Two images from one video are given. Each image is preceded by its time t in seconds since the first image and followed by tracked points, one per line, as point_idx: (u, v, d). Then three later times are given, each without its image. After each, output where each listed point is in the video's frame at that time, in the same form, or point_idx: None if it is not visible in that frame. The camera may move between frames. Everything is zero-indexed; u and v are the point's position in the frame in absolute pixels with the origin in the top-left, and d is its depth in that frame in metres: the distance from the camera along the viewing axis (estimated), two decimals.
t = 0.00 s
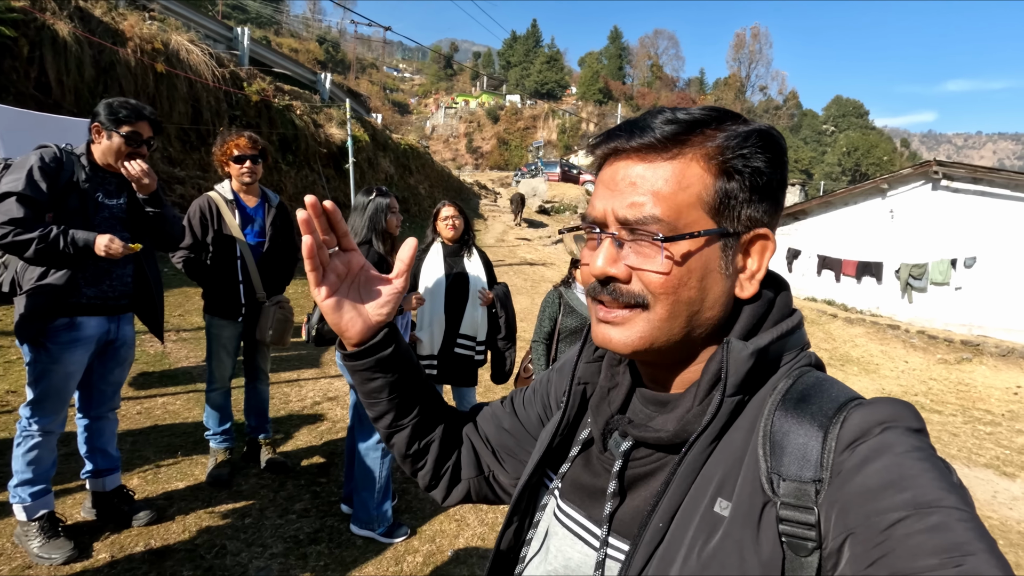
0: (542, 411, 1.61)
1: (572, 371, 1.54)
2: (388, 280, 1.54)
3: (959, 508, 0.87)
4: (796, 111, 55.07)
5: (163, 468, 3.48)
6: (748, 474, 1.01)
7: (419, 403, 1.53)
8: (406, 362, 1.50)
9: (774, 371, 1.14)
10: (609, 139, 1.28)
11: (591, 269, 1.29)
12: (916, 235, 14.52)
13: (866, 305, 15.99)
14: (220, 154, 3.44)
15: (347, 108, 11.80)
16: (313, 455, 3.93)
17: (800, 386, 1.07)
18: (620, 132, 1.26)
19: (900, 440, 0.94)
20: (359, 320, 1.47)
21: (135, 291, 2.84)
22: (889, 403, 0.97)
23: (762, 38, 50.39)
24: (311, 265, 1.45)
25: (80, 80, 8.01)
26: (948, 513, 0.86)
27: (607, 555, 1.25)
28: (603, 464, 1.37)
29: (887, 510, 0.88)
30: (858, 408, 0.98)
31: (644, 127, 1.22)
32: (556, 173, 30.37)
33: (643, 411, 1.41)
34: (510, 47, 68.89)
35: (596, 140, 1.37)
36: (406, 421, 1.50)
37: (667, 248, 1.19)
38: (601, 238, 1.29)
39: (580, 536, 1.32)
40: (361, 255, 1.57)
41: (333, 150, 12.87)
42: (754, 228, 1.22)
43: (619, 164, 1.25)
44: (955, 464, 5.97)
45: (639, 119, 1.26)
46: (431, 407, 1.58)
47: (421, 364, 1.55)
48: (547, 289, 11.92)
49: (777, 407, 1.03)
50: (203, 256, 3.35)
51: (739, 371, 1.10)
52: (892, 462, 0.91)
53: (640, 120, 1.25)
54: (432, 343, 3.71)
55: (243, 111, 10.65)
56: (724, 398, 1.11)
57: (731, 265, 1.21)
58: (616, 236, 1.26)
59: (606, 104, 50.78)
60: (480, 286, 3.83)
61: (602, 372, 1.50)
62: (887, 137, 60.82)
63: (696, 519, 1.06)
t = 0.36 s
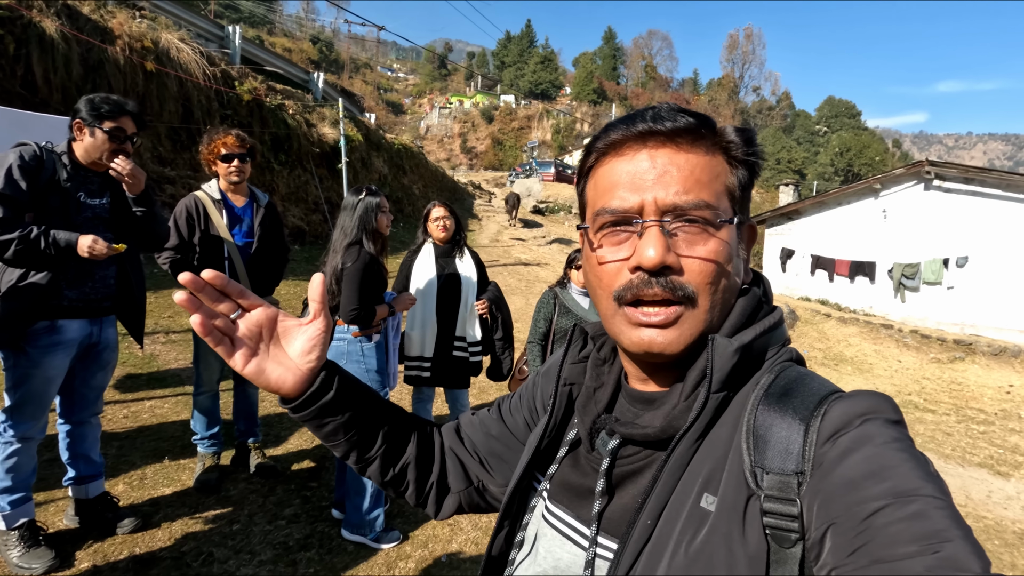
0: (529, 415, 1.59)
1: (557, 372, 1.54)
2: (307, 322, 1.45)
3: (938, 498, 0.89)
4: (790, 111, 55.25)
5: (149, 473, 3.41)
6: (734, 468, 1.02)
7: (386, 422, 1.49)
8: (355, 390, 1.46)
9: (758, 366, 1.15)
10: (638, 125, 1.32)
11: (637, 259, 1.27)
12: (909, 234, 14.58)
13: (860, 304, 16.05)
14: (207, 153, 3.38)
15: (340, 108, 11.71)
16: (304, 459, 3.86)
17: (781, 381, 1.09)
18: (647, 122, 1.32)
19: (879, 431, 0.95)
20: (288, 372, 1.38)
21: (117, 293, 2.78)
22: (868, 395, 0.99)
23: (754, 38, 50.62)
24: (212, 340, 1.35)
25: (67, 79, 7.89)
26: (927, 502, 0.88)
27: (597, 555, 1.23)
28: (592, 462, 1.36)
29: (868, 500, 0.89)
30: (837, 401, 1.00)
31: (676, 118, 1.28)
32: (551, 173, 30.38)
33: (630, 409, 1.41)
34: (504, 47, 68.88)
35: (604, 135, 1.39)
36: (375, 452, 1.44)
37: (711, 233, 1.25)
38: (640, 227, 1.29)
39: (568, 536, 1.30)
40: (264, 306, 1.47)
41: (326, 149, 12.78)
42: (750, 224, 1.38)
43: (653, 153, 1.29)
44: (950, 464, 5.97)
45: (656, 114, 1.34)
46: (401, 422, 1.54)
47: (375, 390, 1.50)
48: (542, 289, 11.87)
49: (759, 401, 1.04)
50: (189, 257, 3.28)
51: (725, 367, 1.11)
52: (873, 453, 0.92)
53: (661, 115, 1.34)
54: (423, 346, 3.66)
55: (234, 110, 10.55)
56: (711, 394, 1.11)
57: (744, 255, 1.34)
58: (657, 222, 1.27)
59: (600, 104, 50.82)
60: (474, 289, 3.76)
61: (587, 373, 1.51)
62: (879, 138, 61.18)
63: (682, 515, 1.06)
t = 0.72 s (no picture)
0: (519, 418, 1.51)
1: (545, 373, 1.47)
2: (404, 311, 1.39)
3: (925, 492, 0.88)
4: (784, 112, 55.43)
5: (133, 482, 3.31)
6: (722, 467, 1.00)
7: (415, 419, 1.43)
8: (409, 383, 1.41)
9: (745, 365, 1.13)
10: (605, 142, 1.26)
11: (619, 280, 1.20)
12: (903, 234, 14.60)
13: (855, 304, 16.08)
14: (192, 152, 3.29)
15: (333, 107, 11.60)
16: (294, 465, 3.77)
17: (768, 380, 1.07)
18: (613, 137, 1.26)
19: (866, 428, 0.94)
20: (364, 337, 1.38)
21: (96, 297, 2.69)
22: (854, 391, 0.98)
23: (749, 39, 50.76)
24: (332, 269, 1.41)
25: (53, 77, 7.74)
26: (913, 496, 0.86)
27: (588, 554, 1.21)
28: (582, 464, 1.32)
29: (854, 496, 0.88)
30: (824, 398, 0.99)
31: (642, 130, 1.23)
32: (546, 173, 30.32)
33: (619, 409, 1.37)
34: (499, 48, 68.88)
35: (570, 152, 1.32)
36: (399, 438, 1.40)
37: (689, 245, 1.21)
38: (619, 247, 1.23)
39: (560, 537, 1.28)
40: (392, 276, 1.47)
41: (320, 149, 12.67)
42: (725, 220, 1.35)
43: (623, 169, 1.23)
44: (949, 465, 5.94)
45: (621, 123, 1.28)
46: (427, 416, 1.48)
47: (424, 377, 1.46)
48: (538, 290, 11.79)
49: (747, 399, 1.03)
50: (173, 259, 3.18)
51: (713, 366, 1.08)
52: (859, 449, 0.91)
53: (624, 125, 1.27)
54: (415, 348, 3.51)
55: (225, 109, 10.43)
56: (699, 393, 1.09)
57: (722, 258, 1.31)
58: (637, 241, 1.21)
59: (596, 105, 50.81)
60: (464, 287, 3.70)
61: (576, 374, 1.45)
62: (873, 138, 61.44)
63: (672, 513, 1.05)
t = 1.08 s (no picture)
0: (518, 414, 1.51)
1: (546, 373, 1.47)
2: (305, 327, 1.30)
3: (926, 489, 0.86)
4: (779, 112, 55.60)
5: (124, 487, 3.26)
6: (725, 463, 0.98)
7: (372, 426, 1.39)
8: (349, 393, 1.37)
9: (747, 364, 1.11)
10: (624, 130, 1.26)
11: (631, 263, 1.19)
12: (899, 234, 14.64)
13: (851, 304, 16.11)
14: (182, 151, 3.23)
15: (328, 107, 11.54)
16: (288, 468, 3.72)
17: (771, 376, 1.05)
18: (633, 126, 1.26)
19: (867, 425, 0.93)
20: (275, 374, 1.28)
21: (83, 299, 2.64)
22: (854, 389, 0.97)
23: (744, 39, 50.92)
24: (204, 330, 1.29)
25: (45, 76, 7.66)
26: (914, 492, 0.85)
27: (591, 554, 1.17)
28: (585, 461, 1.30)
29: (855, 492, 0.86)
30: (825, 396, 0.98)
31: (662, 121, 1.23)
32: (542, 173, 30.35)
33: (620, 408, 1.34)
34: (495, 48, 68.90)
35: (590, 140, 1.33)
36: (360, 449, 1.37)
37: (701, 235, 1.20)
38: (632, 231, 1.22)
39: (563, 537, 1.24)
40: (267, 302, 1.34)
41: (315, 149, 12.61)
42: (733, 225, 1.34)
43: (640, 158, 1.23)
44: (946, 466, 5.93)
45: (642, 117, 1.29)
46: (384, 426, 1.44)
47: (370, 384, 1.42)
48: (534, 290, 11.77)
49: (749, 396, 1.01)
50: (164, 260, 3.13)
51: (717, 362, 1.05)
52: (860, 445, 0.89)
53: (646, 118, 1.28)
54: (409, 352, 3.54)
55: (220, 109, 10.36)
56: (703, 390, 1.07)
57: (729, 257, 1.30)
58: (650, 225, 1.20)
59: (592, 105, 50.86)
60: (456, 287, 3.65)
61: (578, 373, 1.44)
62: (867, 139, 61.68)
63: (676, 510, 1.02)
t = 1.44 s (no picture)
0: (515, 416, 1.57)
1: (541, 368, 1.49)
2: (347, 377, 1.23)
3: (919, 480, 0.85)
4: (776, 113, 55.71)
5: (119, 487, 3.24)
6: (719, 457, 0.98)
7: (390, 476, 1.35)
8: (379, 434, 1.31)
9: (741, 357, 1.10)
10: (606, 133, 1.25)
11: (619, 269, 1.18)
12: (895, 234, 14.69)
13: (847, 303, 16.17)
14: (177, 149, 3.22)
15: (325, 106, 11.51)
16: (284, 468, 3.70)
17: (764, 369, 1.04)
18: (615, 128, 1.25)
19: (862, 417, 0.91)
20: (308, 411, 1.24)
21: (79, 298, 2.62)
22: (848, 382, 0.95)
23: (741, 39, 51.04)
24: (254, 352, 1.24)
25: (39, 74, 7.61)
26: (908, 484, 0.84)
27: (586, 548, 1.19)
28: (580, 457, 1.31)
29: (849, 484, 0.86)
30: (819, 388, 0.96)
31: (644, 122, 1.22)
32: (540, 173, 30.38)
33: (615, 402, 1.35)
34: (492, 48, 68.91)
35: (573, 143, 1.31)
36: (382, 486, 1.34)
37: (688, 236, 1.19)
38: (618, 237, 1.22)
39: (558, 531, 1.26)
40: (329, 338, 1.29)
41: (311, 148, 12.58)
42: (723, 215, 1.32)
43: (624, 161, 1.21)
44: (941, 464, 5.95)
45: (624, 117, 1.27)
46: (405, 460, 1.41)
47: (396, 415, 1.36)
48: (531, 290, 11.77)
49: (743, 389, 1.01)
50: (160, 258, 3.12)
51: (710, 357, 1.05)
52: (856, 438, 0.88)
53: (626, 118, 1.26)
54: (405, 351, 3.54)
55: (216, 108, 10.32)
56: (696, 384, 1.06)
57: (721, 252, 1.28)
58: (637, 231, 1.19)
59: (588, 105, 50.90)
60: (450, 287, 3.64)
61: (573, 368, 1.46)
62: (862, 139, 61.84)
63: (670, 505, 1.01)
